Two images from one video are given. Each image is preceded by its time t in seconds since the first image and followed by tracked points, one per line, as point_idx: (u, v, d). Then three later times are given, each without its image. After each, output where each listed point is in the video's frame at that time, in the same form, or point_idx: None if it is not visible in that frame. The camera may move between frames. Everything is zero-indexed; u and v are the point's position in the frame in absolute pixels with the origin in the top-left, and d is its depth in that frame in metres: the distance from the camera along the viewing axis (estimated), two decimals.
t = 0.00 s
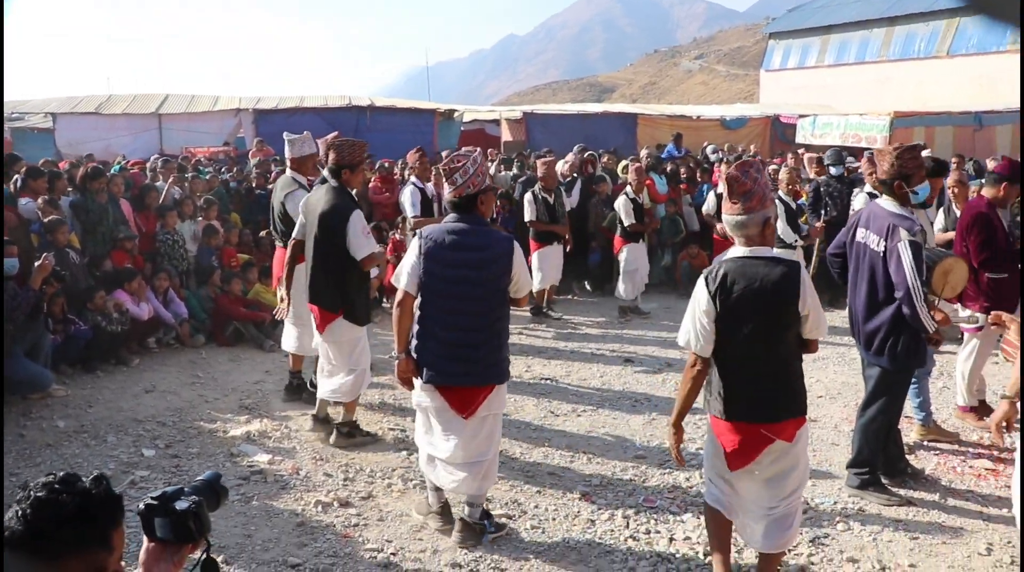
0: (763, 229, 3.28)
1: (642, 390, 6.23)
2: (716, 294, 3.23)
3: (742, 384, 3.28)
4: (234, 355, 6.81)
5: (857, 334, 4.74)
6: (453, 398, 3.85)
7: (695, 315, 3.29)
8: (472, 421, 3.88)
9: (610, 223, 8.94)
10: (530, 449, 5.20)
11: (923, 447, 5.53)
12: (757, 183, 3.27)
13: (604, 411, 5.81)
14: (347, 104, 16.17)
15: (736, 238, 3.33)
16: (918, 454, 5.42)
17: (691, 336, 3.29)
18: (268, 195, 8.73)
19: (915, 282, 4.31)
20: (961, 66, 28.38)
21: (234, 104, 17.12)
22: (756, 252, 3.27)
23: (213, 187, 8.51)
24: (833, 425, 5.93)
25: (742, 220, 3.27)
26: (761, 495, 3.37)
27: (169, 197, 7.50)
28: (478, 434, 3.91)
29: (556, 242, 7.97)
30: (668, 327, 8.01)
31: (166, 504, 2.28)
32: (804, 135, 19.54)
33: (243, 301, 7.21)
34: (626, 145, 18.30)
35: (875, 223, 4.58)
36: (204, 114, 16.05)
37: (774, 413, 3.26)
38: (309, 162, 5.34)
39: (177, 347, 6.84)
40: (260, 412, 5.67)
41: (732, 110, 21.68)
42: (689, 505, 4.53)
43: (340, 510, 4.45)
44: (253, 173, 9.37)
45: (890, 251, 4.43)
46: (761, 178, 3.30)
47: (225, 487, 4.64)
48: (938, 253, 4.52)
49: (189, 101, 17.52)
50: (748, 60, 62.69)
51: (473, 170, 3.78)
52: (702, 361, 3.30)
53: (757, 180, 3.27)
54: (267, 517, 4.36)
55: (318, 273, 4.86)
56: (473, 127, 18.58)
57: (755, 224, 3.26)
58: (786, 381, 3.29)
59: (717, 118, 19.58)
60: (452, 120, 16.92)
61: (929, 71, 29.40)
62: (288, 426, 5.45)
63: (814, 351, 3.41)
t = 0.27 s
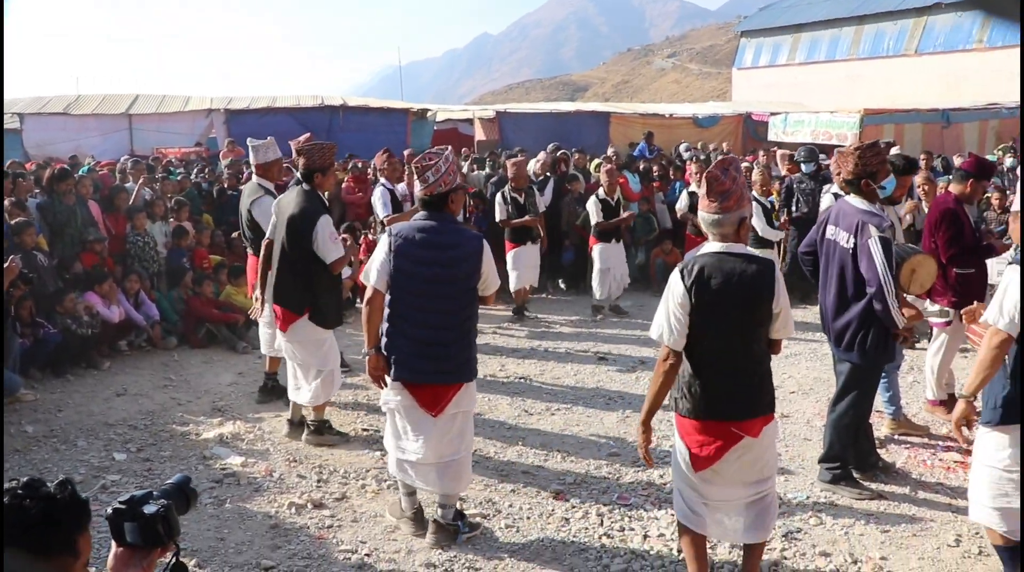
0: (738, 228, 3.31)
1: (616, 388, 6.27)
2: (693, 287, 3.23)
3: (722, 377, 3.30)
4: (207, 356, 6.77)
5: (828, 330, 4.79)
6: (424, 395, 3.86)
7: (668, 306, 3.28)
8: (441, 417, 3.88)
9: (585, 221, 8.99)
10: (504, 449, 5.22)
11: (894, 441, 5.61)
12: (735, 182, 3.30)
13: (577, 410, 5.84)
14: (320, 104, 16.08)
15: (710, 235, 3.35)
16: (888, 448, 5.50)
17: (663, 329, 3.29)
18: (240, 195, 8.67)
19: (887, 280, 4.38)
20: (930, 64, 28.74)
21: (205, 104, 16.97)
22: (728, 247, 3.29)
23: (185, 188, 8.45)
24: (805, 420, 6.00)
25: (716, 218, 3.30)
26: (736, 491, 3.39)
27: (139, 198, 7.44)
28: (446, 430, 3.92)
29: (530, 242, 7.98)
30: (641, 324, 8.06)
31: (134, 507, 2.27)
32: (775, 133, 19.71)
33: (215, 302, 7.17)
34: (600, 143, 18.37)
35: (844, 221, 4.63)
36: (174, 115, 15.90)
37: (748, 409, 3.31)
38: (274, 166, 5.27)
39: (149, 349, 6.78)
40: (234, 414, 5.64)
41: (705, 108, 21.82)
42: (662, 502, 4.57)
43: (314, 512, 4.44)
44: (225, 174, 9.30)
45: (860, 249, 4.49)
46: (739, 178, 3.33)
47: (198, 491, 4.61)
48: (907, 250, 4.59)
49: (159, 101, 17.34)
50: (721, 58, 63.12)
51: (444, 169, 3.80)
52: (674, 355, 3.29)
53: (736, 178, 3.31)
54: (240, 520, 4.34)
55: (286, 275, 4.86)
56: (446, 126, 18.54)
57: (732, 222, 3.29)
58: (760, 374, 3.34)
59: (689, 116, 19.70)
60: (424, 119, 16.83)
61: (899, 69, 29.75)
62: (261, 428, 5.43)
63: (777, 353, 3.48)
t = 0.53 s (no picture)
0: (738, 217, 3.32)
1: (610, 380, 6.27)
2: (694, 274, 3.21)
3: (723, 363, 3.30)
4: (202, 353, 6.76)
5: (821, 322, 4.80)
6: (410, 389, 3.86)
7: (667, 292, 3.26)
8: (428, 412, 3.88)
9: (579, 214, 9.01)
10: (499, 442, 5.22)
11: (889, 430, 5.62)
12: (737, 173, 3.30)
13: (572, 402, 5.85)
14: (313, 99, 16.03)
15: (710, 223, 3.35)
16: (883, 437, 5.52)
17: (658, 315, 3.25)
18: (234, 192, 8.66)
19: (878, 271, 4.39)
20: (924, 55, 28.73)
21: (198, 101, 16.93)
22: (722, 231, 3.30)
23: (178, 186, 8.44)
24: (800, 410, 6.01)
25: (715, 207, 3.30)
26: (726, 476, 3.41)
27: (131, 196, 7.44)
28: (435, 425, 3.91)
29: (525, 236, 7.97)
30: (635, 317, 8.06)
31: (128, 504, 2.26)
32: (770, 124, 19.70)
33: (209, 299, 7.17)
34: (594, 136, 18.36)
35: (836, 212, 4.63)
36: (167, 112, 15.87)
37: (748, 394, 3.32)
38: (268, 158, 5.29)
39: (143, 347, 6.77)
40: (229, 410, 5.64)
41: (699, 100, 21.80)
42: (657, 493, 4.58)
43: (309, 507, 4.45)
44: (218, 171, 9.28)
45: (850, 239, 4.50)
46: (742, 168, 3.33)
47: (193, 487, 4.62)
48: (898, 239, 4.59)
49: (151, 98, 17.29)
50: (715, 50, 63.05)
51: (423, 163, 3.78)
52: (670, 342, 3.27)
53: (739, 168, 3.30)
54: (235, 516, 4.34)
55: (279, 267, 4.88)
56: (440, 121, 18.50)
57: (731, 212, 3.29)
58: (759, 359, 3.36)
59: (683, 109, 19.69)
60: (418, 114, 16.80)
61: (892, 60, 29.74)
62: (256, 424, 5.43)
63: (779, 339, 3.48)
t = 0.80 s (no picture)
0: (715, 232, 3.34)
1: (591, 377, 6.29)
2: (658, 285, 3.30)
3: (695, 373, 3.30)
4: (182, 352, 6.73)
5: (798, 317, 4.84)
6: (372, 387, 3.88)
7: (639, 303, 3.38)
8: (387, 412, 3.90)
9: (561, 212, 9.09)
10: (480, 439, 5.23)
11: (868, 426, 5.68)
12: (713, 191, 3.28)
13: (552, 400, 5.86)
14: (294, 96, 15.95)
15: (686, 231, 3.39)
16: (862, 433, 5.57)
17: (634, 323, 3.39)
18: (214, 189, 8.60)
19: (854, 270, 4.43)
20: (902, 53, 28.97)
21: (178, 97, 16.80)
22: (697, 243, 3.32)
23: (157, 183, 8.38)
24: (779, 406, 6.06)
25: (695, 224, 3.31)
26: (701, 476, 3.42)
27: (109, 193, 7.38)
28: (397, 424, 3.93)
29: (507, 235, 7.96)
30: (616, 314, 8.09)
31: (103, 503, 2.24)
32: (750, 122, 19.81)
33: (189, 298, 7.13)
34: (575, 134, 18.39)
35: (814, 209, 4.66)
36: (146, 109, 15.74)
37: (723, 403, 3.29)
38: (253, 156, 5.25)
39: (122, 345, 6.72)
40: (208, 409, 5.62)
41: (680, 97, 21.88)
42: (637, 490, 4.60)
43: (289, 506, 4.44)
44: (197, 168, 9.22)
45: (829, 238, 4.53)
46: (720, 184, 3.30)
47: (172, 487, 4.59)
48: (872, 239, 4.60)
49: (129, 94, 17.14)
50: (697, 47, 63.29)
51: (383, 161, 3.76)
52: (643, 345, 3.38)
53: (715, 186, 3.27)
54: (215, 515, 4.33)
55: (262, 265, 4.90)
56: (421, 118, 18.46)
57: (709, 227, 3.31)
58: (737, 369, 3.33)
59: (664, 106, 19.76)
60: (400, 111, 16.75)
61: (872, 58, 29.97)
62: (236, 423, 5.40)
63: (780, 346, 3.37)
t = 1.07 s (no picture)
0: (699, 222, 3.33)
1: (572, 376, 6.31)
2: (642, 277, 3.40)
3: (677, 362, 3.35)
4: (162, 353, 6.69)
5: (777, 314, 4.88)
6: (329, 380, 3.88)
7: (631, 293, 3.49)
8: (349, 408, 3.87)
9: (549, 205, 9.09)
10: (461, 438, 5.24)
11: (847, 423, 5.73)
12: (692, 182, 3.26)
13: (533, 399, 5.88)
14: (274, 95, 15.86)
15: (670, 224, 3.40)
16: (842, 430, 5.62)
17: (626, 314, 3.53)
18: (193, 189, 8.56)
19: (828, 267, 4.47)
20: (882, 51, 29.19)
21: (157, 96, 16.68)
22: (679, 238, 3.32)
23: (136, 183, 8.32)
24: (760, 404, 6.10)
25: (677, 217, 3.32)
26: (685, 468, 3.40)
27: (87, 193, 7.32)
28: (361, 421, 3.89)
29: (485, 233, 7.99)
30: (598, 313, 8.11)
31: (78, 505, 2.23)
32: (732, 120, 19.90)
33: (169, 298, 7.10)
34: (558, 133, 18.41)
35: (791, 207, 4.69)
36: (125, 108, 15.62)
37: (705, 395, 3.29)
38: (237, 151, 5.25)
39: (101, 346, 6.68)
40: (189, 410, 5.59)
41: (661, 96, 21.95)
42: (618, 488, 4.62)
43: (270, 507, 4.43)
44: (176, 168, 9.17)
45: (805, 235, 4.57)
46: (699, 176, 3.27)
47: (152, 488, 4.57)
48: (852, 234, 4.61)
49: (108, 94, 16.99)
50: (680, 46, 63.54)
51: (345, 157, 3.77)
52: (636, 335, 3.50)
53: (693, 177, 3.25)
54: (195, 516, 4.31)
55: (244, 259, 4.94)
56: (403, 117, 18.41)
57: (691, 219, 3.31)
58: (721, 361, 3.32)
59: (646, 105, 19.83)
60: (381, 110, 16.71)
61: (852, 57, 30.18)
62: (216, 424, 5.38)
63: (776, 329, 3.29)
